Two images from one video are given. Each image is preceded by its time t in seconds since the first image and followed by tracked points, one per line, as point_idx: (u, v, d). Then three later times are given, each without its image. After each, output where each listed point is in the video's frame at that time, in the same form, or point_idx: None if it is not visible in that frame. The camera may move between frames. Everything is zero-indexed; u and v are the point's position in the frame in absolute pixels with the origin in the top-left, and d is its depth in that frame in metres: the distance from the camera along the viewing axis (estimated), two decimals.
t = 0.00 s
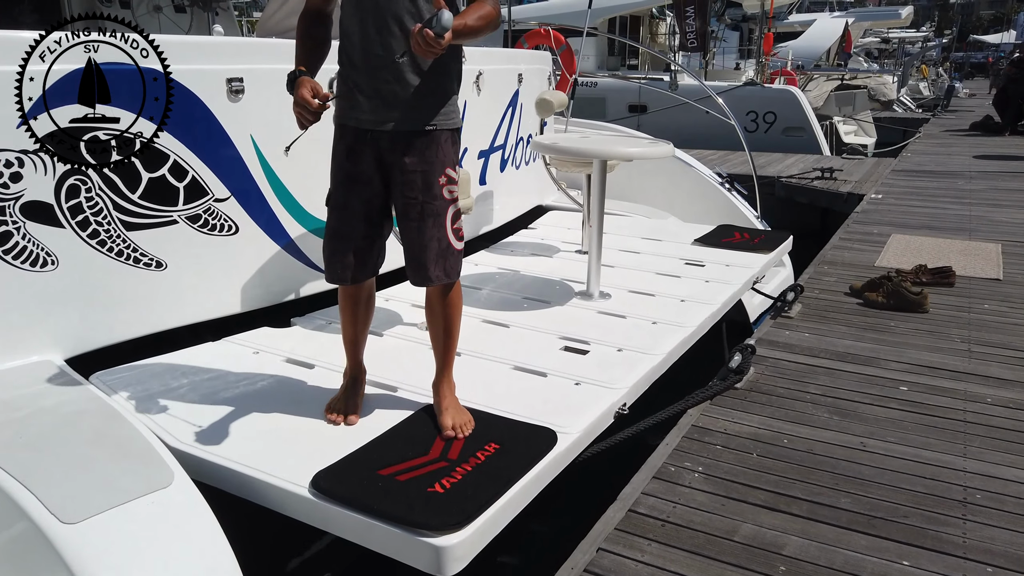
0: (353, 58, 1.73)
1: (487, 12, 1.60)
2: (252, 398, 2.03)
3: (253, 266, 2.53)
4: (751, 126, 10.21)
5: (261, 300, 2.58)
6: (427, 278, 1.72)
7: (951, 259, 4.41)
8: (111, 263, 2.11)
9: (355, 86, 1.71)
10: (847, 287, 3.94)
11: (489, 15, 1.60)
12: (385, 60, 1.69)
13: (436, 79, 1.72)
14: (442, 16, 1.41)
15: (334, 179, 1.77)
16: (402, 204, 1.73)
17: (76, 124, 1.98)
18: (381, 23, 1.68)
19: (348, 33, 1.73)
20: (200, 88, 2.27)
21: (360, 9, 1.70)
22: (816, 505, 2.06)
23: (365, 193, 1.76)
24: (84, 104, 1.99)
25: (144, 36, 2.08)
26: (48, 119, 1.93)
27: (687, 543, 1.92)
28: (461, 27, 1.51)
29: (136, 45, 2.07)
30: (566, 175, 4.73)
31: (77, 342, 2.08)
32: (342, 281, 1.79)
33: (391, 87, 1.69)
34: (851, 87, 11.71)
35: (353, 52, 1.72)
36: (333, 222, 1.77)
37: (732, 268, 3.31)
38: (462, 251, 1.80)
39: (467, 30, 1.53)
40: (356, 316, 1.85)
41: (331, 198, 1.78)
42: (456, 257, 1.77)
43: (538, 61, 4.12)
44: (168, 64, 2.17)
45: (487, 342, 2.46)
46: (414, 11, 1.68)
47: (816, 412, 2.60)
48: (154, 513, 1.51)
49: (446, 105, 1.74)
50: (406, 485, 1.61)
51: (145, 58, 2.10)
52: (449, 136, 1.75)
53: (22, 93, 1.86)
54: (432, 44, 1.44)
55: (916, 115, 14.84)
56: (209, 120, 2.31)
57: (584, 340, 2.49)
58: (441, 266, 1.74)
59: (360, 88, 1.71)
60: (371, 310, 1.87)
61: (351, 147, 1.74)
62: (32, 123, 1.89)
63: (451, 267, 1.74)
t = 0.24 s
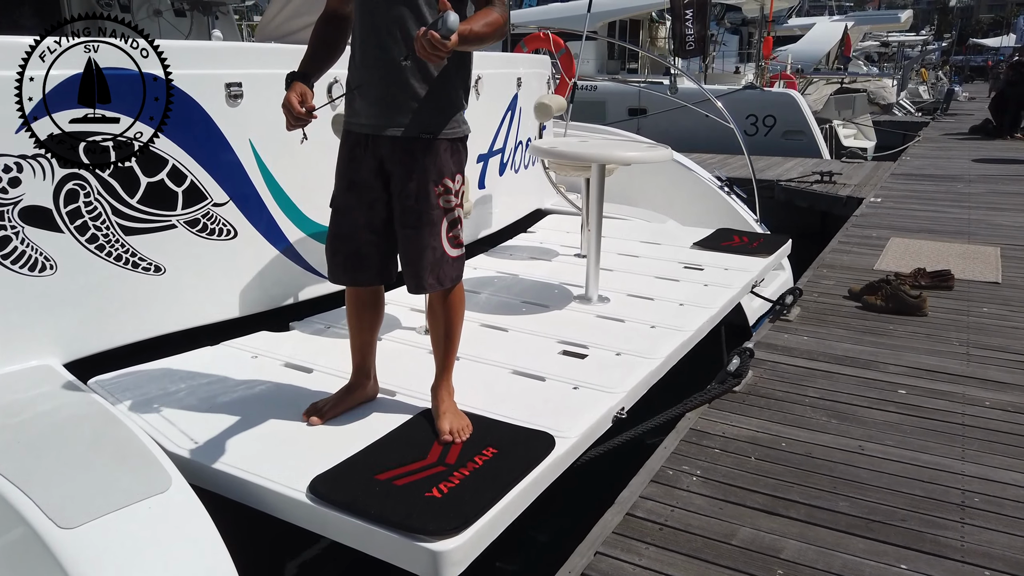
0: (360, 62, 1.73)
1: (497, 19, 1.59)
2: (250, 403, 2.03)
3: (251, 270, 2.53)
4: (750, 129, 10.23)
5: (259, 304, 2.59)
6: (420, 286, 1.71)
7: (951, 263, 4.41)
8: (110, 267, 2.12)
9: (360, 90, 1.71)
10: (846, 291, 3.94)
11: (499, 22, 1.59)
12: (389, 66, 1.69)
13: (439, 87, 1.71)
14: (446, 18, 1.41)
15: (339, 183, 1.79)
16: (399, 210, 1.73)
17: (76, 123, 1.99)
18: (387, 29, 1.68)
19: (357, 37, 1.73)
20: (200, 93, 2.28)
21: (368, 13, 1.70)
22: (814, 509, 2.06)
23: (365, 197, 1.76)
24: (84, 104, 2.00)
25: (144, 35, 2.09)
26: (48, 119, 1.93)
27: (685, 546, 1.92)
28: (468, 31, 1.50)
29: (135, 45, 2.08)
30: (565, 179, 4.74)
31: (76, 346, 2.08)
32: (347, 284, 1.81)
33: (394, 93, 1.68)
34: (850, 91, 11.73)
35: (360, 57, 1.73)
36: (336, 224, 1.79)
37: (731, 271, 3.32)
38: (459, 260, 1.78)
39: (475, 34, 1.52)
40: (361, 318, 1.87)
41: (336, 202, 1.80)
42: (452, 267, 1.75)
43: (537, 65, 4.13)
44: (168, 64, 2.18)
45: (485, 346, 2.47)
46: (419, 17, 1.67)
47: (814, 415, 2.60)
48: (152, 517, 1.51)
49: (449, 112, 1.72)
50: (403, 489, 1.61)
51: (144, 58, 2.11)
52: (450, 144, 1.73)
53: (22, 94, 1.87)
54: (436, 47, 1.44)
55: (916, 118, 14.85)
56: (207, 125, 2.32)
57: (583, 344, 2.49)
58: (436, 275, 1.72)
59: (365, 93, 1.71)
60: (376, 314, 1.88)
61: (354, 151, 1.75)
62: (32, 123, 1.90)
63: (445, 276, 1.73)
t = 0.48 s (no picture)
0: (354, 65, 1.74)
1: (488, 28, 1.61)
2: (249, 405, 2.03)
3: (251, 272, 2.53)
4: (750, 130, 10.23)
5: (259, 305, 2.59)
6: (409, 289, 1.70)
7: (950, 264, 4.42)
8: (110, 269, 2.12)
9: (353, 94, 1.72)
10: (845, 292, 3.94)
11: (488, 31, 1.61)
12: (381, 69, 1.69)
13: (431, 89, 1.70)
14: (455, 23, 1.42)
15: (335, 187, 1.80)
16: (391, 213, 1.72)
17: (76, 124, 2.00)
18: (379, 32, 1.69)
19: (351, 41, 1.74)
20: (199, 94, 2.28)
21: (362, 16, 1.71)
22: (813, 509, 2.06)
23: (359, 200, 1.77)
24: (84, 105, 2.01)
25: (144, 36, 2.10)
26: (48, 119, 1.94)
27: (683, 547, 1.92)
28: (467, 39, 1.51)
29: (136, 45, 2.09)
30: (564, 180, 4.74)
31: (75, 347, 2.08)
32: (346, 287, 1.81)
33: (387, 96, 1.69)
34: (850, 92, 11.74)
35: (354, 61, 1.73)
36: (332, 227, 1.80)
37: (730, 272, 3.32)
38: (450, 264, 1.76)
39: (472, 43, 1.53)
40: (360, 320, 1.87)
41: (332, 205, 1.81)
42: (442, 271, 1.74)
43: (536, 66, 4.14)
44: (168, 64, 2.18)
45: (484, 347, 2.47)
46: (412, 21, 1.67)
47: (812, 416, 2.61)
48: (151, 519, 1.51)
49: (440, 115, 1.71)
50: (402, 491, 1.61)
51: (144, 58, 2.11)
52: (442, 147, 1.73)
53: (22, 94, 1.87)
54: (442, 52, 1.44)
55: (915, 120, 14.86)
56: (207, 126, 2.32)
57: (582, 345, 2.49)
58: (426, 278, 1.72)
59: (357, 96, 1.72)
60: (375, 315, 1.88)
61: (347, 154, 1.76)
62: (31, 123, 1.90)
63: (435, 279, 1.72)
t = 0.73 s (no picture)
0: (344, 67, 1.73)
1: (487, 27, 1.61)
2: (249, 405, 2.03)
3: (251, 272, 2.53)
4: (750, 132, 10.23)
5: (259, 306, 2.59)
6: (403, 290, 1.70)
7: (950, 264, 4.42)
8: (110, 270, 2.12)
9: (345, 96, 1.72)
10: (845, 292, 3.94)
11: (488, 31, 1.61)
12: (372, 71, 1.69)
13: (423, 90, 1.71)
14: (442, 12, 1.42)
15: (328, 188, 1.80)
16: (384, 215, 1.72)
17: (76, 124, 2.00)
18: (370, 34, 1.69)
19: (341, 43, 1.73)
20: (199, 95, 2.28)
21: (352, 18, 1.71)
22: (813, 509, 2.06)
23: (353, 203, 1.76)
24: (84, 105, 2.01)
25: (144, 36, 2.10)
26: (48, 119, 1.94)
27: (683, 547, 1.92)
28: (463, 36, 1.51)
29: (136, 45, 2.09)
30: (564, 181, 4.74)
31: (75, 348, 2.08)
32: (344, 290, 1.82)
33: (378, 97, 1.69)
34: (850, 93, 11.74)
35: (344, 62, 1.73)
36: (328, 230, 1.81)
37: (730, 273, 3.32)
38: (444, 264, 1.76)
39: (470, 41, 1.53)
40: (359, 321, 1.87)
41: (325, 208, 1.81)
42: (436, 271, 1.73)
43: (537, 67, 4.14)
44: (168, 65, 2.19)
45: (484, 348, 2.47)
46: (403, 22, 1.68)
47: (812, 416, 2.61)
48: (151, 519, 1.51)
49: (432, 116, 1.71)
50: (401, 491, 1.61)
51: (144, 58, 2.12)
52: (434, 148, 1.73)
53: (22, 94, 1.87)
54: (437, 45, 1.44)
55: (915, 121, 14.87)
56: (207, 127, 2.32)
57: (582, 346, 2.49)
58: (420, 279, 1.72)
59: (349, 98, 1.72)
60: (374, 316, 1.88)
61: (339, 156, 1.75)
62: (31, 122, 1.90)
63: (428, 279, 1.72)
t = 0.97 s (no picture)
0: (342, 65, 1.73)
1: (463, 26, 1.58)
2: (250, 404, 2.03)
3: (252, 271, 2.53)
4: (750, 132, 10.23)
5: (260, 305, 2.59)
6: (400, 288, 1.70)
7: (950, 264, 4.42)
8: (111, 269, 2.12)
9: (342, 95, 1.73)
10: (846, 292, 3.94)
11: (468, 31, 1.58)
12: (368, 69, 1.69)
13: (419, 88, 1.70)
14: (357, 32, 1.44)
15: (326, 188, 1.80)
16: (380, 214, 1.72)
17: (76, 123, 1.99)
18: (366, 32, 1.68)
19: (339, 43, 1.74)
20: (200, 94, 2.28)
21: (351, 16, 1.70)
22: (815, 509, 2.06)
23: (350, 201, 1.76)
24: (84, 104, 2.01)
25: (144, 36, 2.10)
26: (48, 117, 1.94)
27: (685, 547, 1.92)
28: (415, 44, 1.51)
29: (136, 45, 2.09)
30: (565, 181, 4.74)
31: (77, 347, 2.08)
32: (345, 290, 1.82)
33: (373, 96, 1.68)
34: (850, 93, 11.75)
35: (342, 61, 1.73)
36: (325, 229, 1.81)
37: (731, 273, 3.32)
38: (443, 263, 1.76)
39: (429, 48, 1.52)
40: (359, 321, 1.87)
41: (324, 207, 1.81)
42: (435, 270, 1.73)
43: (537, 67, 4.14)
44: (168, 65, 2.19)
45: (485, 347, 2.47)
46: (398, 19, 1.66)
47: (813, 416, 2.61)
48: (154, 518, 1.51)
49: (428, 115, 1.70)
50: (403, 489, 1.61)
51: (145, 58, 2.12)
52: (432, 147, 1.72)
53: (22, 93, 1.87)
54: (372, 63, 1.45)
55: (915, 121, 14.87)
56: (208, 126, 2.32)
57: (583, 345, 2.49)
58: (418, 277, 1.71)
59: (347, 97, 1.72)
60: (374, 316, 1.88)
61: (337, 155, 1.76)
62: (31, 121, 1.90)
63: (426, 278, 1.71)
